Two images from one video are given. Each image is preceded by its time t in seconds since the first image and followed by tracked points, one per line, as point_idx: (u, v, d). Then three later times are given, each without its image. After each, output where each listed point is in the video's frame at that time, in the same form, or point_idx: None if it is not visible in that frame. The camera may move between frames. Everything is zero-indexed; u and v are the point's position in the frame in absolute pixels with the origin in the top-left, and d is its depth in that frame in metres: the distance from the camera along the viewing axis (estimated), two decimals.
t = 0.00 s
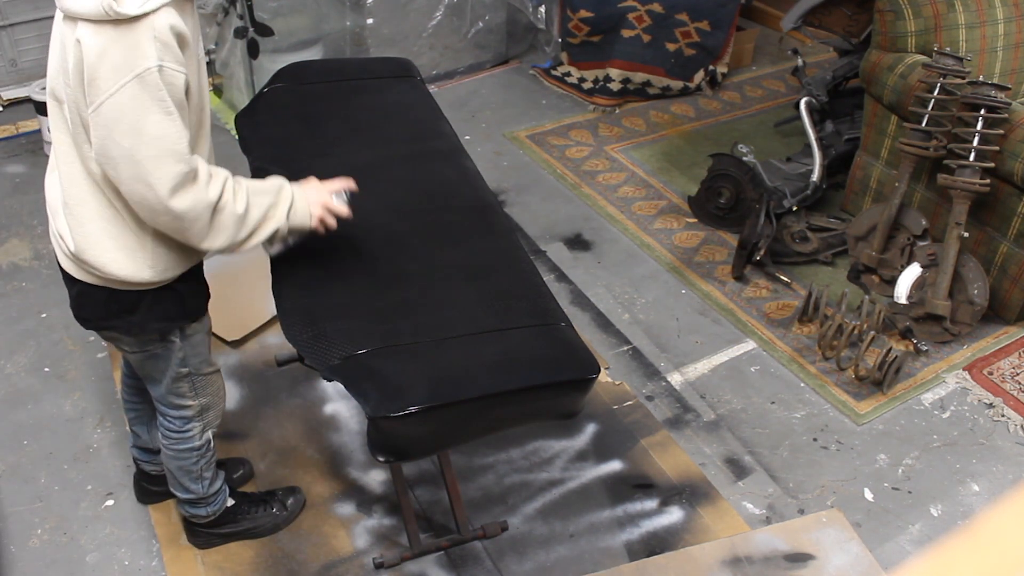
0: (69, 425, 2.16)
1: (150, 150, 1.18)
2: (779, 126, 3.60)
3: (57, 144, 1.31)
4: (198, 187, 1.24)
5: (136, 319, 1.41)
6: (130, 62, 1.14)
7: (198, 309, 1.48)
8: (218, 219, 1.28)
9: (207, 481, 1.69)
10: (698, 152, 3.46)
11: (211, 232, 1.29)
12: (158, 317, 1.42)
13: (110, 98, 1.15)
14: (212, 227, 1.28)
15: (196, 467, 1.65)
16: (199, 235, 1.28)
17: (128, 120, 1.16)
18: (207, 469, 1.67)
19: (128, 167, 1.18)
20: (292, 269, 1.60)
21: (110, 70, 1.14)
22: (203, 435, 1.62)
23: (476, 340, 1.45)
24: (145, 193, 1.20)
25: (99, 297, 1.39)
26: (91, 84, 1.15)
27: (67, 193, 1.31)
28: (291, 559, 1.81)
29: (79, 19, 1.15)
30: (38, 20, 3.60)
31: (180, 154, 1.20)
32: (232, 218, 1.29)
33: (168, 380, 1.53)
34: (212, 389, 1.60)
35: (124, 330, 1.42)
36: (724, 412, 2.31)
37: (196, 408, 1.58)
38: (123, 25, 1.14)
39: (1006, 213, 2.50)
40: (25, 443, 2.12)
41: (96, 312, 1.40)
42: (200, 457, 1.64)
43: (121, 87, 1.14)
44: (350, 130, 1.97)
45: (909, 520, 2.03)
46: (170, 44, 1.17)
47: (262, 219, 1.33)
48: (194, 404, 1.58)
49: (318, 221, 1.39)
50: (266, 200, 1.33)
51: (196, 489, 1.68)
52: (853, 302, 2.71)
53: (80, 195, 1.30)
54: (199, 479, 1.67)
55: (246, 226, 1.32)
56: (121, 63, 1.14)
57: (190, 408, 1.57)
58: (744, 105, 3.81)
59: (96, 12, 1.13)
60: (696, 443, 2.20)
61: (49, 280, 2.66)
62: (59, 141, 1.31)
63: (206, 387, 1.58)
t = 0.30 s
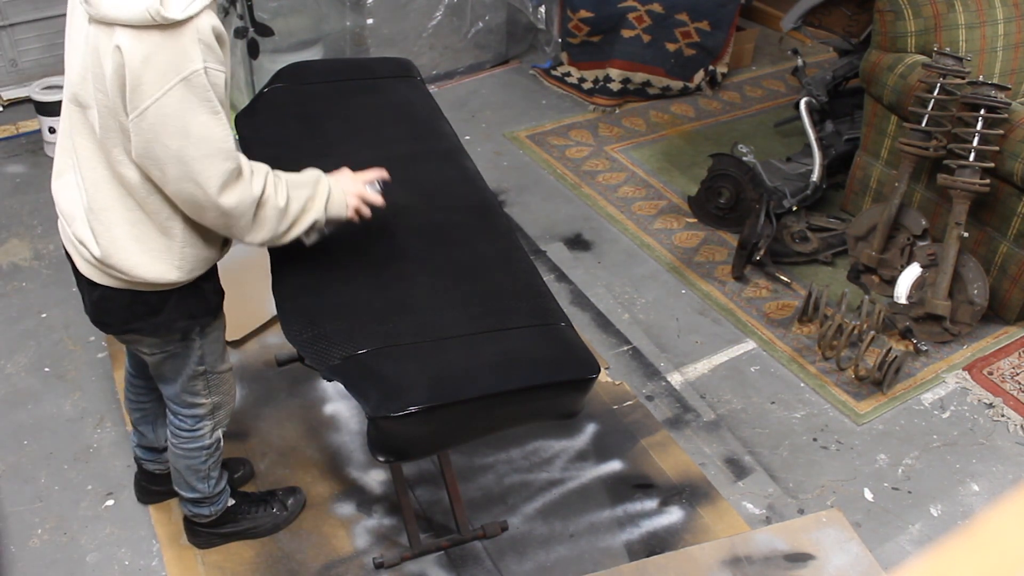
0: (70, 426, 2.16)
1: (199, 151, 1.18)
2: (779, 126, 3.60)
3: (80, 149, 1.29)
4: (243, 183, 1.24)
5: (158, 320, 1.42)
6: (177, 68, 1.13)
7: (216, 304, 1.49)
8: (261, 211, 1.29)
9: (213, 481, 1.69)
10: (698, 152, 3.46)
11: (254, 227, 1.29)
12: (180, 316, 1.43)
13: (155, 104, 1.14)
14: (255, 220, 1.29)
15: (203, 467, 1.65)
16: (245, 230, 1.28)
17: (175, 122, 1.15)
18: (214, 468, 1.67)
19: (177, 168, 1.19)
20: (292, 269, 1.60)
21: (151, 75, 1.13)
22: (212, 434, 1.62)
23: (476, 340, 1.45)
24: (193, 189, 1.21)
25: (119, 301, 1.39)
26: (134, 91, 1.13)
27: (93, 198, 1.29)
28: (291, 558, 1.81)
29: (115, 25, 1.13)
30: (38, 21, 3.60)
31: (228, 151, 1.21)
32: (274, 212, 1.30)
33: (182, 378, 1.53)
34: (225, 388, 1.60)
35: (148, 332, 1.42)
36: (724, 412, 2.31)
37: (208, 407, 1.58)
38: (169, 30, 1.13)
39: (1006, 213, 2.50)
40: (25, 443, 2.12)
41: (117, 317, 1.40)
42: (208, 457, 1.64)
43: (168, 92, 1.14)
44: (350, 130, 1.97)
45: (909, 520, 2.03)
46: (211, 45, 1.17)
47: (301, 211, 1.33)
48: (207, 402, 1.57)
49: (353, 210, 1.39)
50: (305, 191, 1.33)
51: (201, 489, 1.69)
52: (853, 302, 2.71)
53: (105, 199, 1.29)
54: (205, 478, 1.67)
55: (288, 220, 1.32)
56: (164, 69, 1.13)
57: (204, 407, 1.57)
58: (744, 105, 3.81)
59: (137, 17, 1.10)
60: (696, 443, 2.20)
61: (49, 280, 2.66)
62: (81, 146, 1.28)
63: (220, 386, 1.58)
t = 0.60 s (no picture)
0: (70, 426, 2.17)
1: (251, 157, 1.18)
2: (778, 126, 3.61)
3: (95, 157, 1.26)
4: (294, 184, 1.26)
5: (175, 320, 1.42)
6: (223, 78, 1.13)
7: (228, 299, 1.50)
8: (313, 212, 1.31)
9: (219, 480, 1.70)
10: (698, 152, 3.46)
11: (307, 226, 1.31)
12: (197, 314, 1.43)
13: (201, 114, 1.13)
14: (309, 219, 1.31)
15: (209, 466, 1.65)
16: (296, 230, 1.31)
17: (224, 130, 1.15)
18: (221, 467, 1.68)
19: (229, 176, 1.19)
20: (292, 268, 1.60)
21: (197, 87, 1.12)
22: (220, 432, 1.63)
23: (477, 340, 1.45)
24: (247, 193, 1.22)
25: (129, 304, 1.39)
26: (181, 102, 1.13)
27: (112, 206, 1.27)
28: (291, 558, 1.81)
29: (154, 35, 1.11)
30: (38, 21, 3.60)
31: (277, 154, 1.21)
32: (325, 210, 1.32)
33: (191, 377, 1.53)
34: (231, 385, 1.61)
35: (160, 333, 1.42)
36: (724, 412, 2.31)
37: (216, 405, 1.59)
38: (216, 40, 1.12)
39: (1006, 213, 2.50)
40: (25, 443, 2.12)
41: (130, 320, 1.40)
42: (216, 455, 1.65)
43: (217, 103, 1.13)
44: (351, 130, 1.97)
45: (909, 520, 2.03)
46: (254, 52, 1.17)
47: (351, 209, 1.35)
48: (215, 400, 1.58)
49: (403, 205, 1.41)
50: (354, 188, 1.35)
51: (206, 488, 1.69)
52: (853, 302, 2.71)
53: (125, 208, 1.27)
54: (210, 478, 1.68)
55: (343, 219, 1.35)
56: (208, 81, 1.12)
57: (212, 405, 1.58)
58: (744, 105, 3.81)
59: (186, 30, 1.09)
60: (696, 443, 2.20)
61: (49, 280, 2.66)
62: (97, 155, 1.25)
63: (227, 383, 1.59)
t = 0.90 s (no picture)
0: (70, 426, 2.17)
1: (127, 135, 1.10)
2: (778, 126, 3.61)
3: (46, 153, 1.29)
4: (168, 157, 1.10)
5: (125, 321, 1.42)
6: (120, 58, 1.10)
7: (187, 311, 1.49)
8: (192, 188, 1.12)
9: (208, 481, 1.69)
10: (697, 152, 3.46)
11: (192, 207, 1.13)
12: (148, 321, 1.44)
13: (96, 94, 1.10)
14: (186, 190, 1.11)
15: (196, 468, 1.65)
16: (174, 215, 1.13)
17: (104, 110, 1.10)
18: (208, 469, 1.67)
19: (103, 157, 1.10)
20: (293, 269, 1.60)
21: (91, 68, 1.10)
22: (203, 436, 1.62)
23: (477, 340, 1.45)
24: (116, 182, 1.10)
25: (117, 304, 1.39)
26: (77, 84, 1.12)
27: (56, 200, 1.28)
28: (291, 558, 1.81)
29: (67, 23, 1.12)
30: (39, 21, 3.60)
31: (154, 126, 1.10)
32: (210, 185, 1.12)
33: (162, 382, 1.53)
34: (209, 390, 1.60)
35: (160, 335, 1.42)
36: (724, 412, 2.31)
37: (193, 409, 1.58)
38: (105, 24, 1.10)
39: (1005, 212, 2.50)
40: (25, 443, 2.12)
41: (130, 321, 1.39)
42: (200, 458, 1.65)
43: (108, 82, 1.10)
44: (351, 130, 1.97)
45: (909, 520, 2.03)
46: (157, 38, 1.13)
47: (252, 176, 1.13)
48: (192, 405, 1.57)
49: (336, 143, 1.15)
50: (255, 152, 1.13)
51: (196, 490, 1.69)
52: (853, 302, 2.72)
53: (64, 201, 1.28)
54: (199, 479, 1.67)
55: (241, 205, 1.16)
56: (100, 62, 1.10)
57: (189, 409, 1.57)
58: (744, 105, 3.81)
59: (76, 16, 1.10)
60: (696, 444, 2.20)
61: (49, 280, 2.66)
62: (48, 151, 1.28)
63: (203, 388, 1.58)
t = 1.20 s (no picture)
0: (70, 426, 2.17)
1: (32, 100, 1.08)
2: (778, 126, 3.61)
3: None
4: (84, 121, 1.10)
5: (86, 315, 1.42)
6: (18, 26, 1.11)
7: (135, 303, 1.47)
8: (111, 149, 1.13)
9: (176, 468, 1.71)
10: (697, 152, 3.47)
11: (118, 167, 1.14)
12: (86, 311, 1.42)
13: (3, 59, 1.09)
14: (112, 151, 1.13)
15: (165, 454, 1.66)
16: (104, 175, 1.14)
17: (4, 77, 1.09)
18: (176, 456, 1.68)
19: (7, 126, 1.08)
20: (292, 269, 1.59)
21: None
22: (170, 422, 1.63)
23: (477, 340, 1.45)
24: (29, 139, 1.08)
25: (75, 293, 1.39)
26: None
27: None
28: (291, 558, 1.81)
29: None
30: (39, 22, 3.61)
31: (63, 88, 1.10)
32: (128, 143, 1.14)
33: (121, 368, 1.54)
34: (174, 376, 1.60)
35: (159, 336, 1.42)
36: (724, 412, 2.31)
37: (158, 395, 1.59)
38: None
39: (1006, 213, 2.50)
40: (25, 443, 2.12)
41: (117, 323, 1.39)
42: (169, 444, 1.65)
43: (6, 50, 1.09)
44: (350, 131, 1.97)
45: (908, 520, 2.03)
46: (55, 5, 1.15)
47: (166, 133, 1.17)
48: (156, 390, 1.58)
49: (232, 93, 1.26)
50: (153, 108, 1.17)
51: (165, 476, 1.70)
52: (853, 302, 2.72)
53: None
54: (167, 466, 1.69)
55: (173, 142, 1.19)
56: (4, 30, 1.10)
57: (153, 394, 1.58)
58: (744, 105, 3.82)
59: None
60: (696, 444, 2.20)
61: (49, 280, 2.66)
62: None
63: (166, 374, 1.58)
